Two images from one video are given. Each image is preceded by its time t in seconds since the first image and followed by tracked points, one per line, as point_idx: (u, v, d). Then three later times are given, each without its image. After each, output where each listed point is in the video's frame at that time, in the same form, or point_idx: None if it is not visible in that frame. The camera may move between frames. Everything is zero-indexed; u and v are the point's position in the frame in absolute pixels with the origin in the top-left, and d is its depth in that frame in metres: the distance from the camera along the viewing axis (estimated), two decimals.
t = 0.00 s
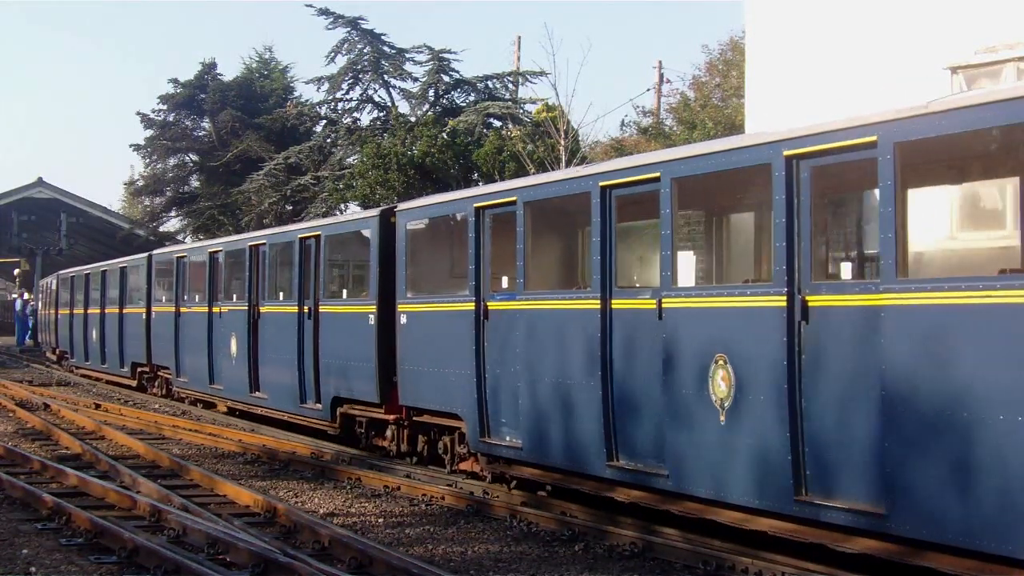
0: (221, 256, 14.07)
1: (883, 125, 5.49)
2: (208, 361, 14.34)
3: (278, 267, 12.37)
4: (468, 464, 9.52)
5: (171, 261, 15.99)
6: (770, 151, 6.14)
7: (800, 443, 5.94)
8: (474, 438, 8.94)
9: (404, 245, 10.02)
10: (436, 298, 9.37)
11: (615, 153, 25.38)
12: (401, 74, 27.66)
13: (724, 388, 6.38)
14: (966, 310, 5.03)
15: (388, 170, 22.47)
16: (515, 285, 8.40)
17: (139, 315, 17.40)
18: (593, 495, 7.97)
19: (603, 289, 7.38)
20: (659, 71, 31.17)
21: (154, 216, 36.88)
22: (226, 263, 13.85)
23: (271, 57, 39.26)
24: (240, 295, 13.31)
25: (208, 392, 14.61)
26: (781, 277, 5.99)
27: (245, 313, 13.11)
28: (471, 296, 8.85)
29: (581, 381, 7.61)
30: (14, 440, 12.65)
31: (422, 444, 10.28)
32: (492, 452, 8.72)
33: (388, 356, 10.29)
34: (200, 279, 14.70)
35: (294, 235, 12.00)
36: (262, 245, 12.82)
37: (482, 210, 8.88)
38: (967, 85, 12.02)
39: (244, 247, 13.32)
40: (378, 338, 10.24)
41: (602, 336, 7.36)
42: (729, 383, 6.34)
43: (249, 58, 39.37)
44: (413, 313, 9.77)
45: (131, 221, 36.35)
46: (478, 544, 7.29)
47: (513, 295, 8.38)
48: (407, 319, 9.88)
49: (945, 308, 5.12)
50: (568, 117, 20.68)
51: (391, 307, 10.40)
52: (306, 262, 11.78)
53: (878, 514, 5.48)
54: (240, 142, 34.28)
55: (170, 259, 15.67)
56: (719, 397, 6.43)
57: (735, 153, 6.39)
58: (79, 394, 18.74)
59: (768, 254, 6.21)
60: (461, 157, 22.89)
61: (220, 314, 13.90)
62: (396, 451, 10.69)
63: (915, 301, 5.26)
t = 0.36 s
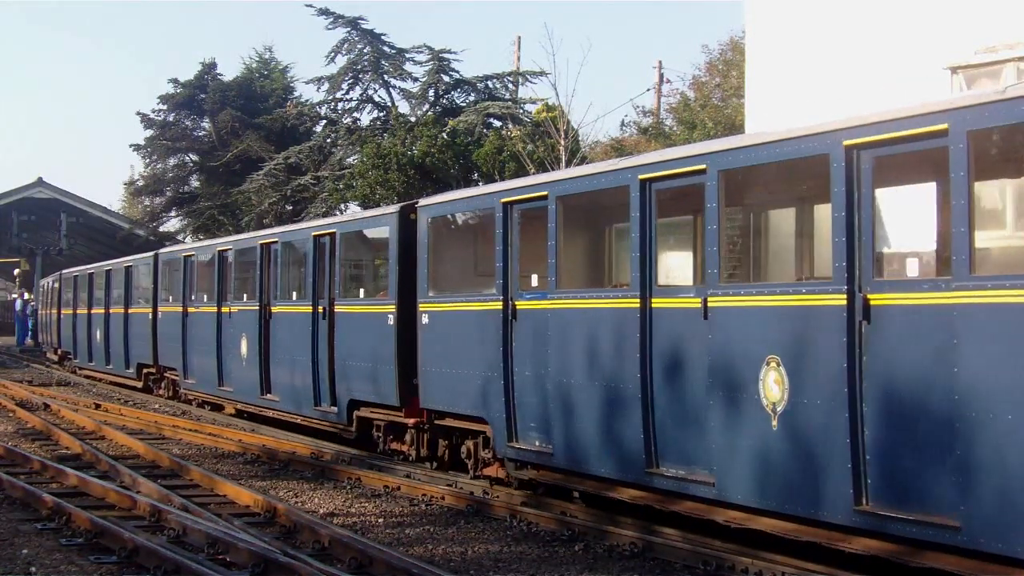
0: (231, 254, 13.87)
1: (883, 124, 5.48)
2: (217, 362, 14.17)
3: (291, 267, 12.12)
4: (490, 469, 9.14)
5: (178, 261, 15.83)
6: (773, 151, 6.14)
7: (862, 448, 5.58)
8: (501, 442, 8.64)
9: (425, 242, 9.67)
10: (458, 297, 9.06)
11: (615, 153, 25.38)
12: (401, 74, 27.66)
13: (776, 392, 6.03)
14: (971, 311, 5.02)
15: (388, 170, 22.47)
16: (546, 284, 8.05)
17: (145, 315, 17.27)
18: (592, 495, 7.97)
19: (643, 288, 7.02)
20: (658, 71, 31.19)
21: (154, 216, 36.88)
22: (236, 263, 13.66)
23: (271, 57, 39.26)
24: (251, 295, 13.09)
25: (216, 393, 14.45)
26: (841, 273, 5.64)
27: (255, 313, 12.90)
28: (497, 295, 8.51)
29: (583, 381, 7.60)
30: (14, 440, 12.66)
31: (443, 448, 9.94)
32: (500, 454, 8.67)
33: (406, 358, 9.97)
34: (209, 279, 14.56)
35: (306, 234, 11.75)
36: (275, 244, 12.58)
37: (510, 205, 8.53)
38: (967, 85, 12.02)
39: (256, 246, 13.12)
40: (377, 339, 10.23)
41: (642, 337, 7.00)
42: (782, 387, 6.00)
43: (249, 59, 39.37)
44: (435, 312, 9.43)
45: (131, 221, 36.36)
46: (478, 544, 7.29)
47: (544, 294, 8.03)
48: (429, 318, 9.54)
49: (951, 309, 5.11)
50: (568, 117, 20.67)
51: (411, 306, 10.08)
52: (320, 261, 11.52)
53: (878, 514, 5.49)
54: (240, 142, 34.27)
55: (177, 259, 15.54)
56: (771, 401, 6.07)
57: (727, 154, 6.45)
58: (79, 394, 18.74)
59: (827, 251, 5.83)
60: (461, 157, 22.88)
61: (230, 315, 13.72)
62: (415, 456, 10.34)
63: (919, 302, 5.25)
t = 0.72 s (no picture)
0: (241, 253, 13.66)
1: (883, 126, 5.49)
2: (227, 364, 13.92)
3: (305, 266, 11.83)
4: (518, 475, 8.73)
5: (187, 260, 15.61)
6: (771, 151, 6.14)
7: (928, 453, 5.26)
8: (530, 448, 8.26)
9: (449, 239, 9.31)
10: (483, 296, 8.71)
11: (615, 153, 25.37)
12: (401, 74, 27.65)
13: (835, 396, 5.68)
14: (972, 309, 5.03)
15: (388, 170, 22.48)
16: (580, 282, 7.70)
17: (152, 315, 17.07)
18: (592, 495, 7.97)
19: (687, 286, 6.68)
20: (658, 71, 31.20)
21: (154, 216, 36.84)
22: (248, 262, 13.41)
23: (271, 57, 39.26)
24: (263, 295, 12.81)
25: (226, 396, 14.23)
26: (907, 271, 5.30)
27: (267, 313, 12.62)
28: (527, 294, 8.16)
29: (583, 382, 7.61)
30: (14, 440, 12.65)
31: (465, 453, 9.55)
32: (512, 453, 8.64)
33: (428, 359, 9.63)
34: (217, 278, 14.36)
35: (322, 231, 11.46)
36: (288, 241, 12.28)
37: (540, 200, 8.16)
38: (967, 85, 12.02)
39: (267, 244, 12.86)
40: (377, 338, 10.24)
41: (684, 338, 6.63)
42: (841, 391, 5.64)
43: (249, 59, 39.37)
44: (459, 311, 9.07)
45: (131, 221, 36.37)
46: (478, 544, 7.29)
47: (578, 293, 7.68)
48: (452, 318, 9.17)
49: (955, 308, 5.10)
50: (568, 117, 20.67)
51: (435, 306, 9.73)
52: (336, 259, 11.23)
53: (880, 514, 5.49)
54: (240, 142, 34.27)
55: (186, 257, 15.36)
56: (829, 406, 5.72)
57: (720, 156, 6.47)
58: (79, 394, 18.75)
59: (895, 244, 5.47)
60: (461, 157, 22.88)
61: (240, 315, 13.48)
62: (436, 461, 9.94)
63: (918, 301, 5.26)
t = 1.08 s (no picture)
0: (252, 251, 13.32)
1: (883, 125, 5.50)
2: (236, 366, 13.60)
3: (319, 264, 11.50)
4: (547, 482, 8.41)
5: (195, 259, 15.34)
6: (770, 151, 6.14)
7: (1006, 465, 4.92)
8: (561, 454, 7.90)
9: (474, 236, 8.97)
10: (513, 295, 8.35)
11: (615, 153, 25.37)
12: (401, 74, 27.66)
13: (901, 401, 5.33)
14: (973, 310, 5.00)
15: (388, 170, 22.49)
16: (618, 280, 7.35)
17: (159, 315, 16.77)
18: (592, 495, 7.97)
19: (737, 284, 6.33)
20: (658, 71, 31.23)
21: (154, 216, 36.81)
22: (258, 262, 13.09)
23: (271, 57, 39.27)
24: (274, 294, 12.48)
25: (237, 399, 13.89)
26: (984, 268, 4.97)
27: (279, 313, 12.32)
28: (560, 293, 7.80)
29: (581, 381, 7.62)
30: (14, 440, 12.65)
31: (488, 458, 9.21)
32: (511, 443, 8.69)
33: (452, 360, 9.30)
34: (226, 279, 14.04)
35: (337, 228, 11.13)
36: (302, 239, 11.94)
37: (573, 194, 7.81)
38: (967, 85, 12.03)
39: (279, 242, 12.55)
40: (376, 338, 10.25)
41: (734, 338, 6.29)
42: (909, 396, 5.28)
43: (249, 59, 39.38)
44: (485, 311, 8.72)
45: (131, 221, 36.36)
46: (478, 544, 7.29)
47: (615, 292, 7.31)
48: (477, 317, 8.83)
49: (954, 306, 5.08)
50: (568, 117, 20.66)
51: (458, 305, 9.41)
52: (352, 257, 10.91)
53: (880, 514, 5.49)
54: (240, 142, 34.28)
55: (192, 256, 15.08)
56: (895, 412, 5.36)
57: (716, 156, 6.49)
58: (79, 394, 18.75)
59: (942, 241, 5.28)
60: (461, 157, 22.87)
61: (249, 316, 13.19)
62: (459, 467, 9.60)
63: (916, 300, 5.26)
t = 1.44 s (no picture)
0: (264, 250, 13.04)
1: (884, 125, 5.48)
2: (247, 367, 13.33)
3: (335, 262, 11.20)
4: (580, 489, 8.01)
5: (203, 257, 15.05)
6: (770, 151, 6.14)
7: None
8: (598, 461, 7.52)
9: (501, 233, 8.64)
10: (545, 294, 8.02)
11: (615, 153, 25.39)
12: (401, 74, 27.65)
13: (978, 408, 4.98)
14: (973, 310, 5.01)
15: (388, 170, 22.49)
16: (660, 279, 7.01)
17: (165, 315, 16.53)
18: (592, 495, 7.97)
19: (792, 282, 5.99)
20: (657, 72, 31.26)
21: (154, 216, 36.79)
22: (269, 261, 12.80)
23: (271, 57, 39.27)
24: (288, 294, 12.20)
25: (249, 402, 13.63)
26: None
27: (292, 314, 12.02)
28: (596, 292, 7.44)
29: (581, 380, 7.60)
30: (14, 440, 12.65)
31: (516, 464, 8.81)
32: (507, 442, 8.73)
33: (479, 361, 8.96)
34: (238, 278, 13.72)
35: (354, 225, 10.82)
36: (316, 237, 11.63)
37: (609, 188, 7.46)
38: (967, 85, 12.03)
39: (292, 240, 12.27)
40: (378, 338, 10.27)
41: (790, 339, 5.95)
42: (987, 402, 4.93)
43: (249, 59, 39.38)
44: (514, 311, 8.38)
45: (131, 221, 36.35)
46: (478, 544, 7.29)
47: (658, 292, 6.97)
48: (506, 317, 8.49)
49: (957, 307, 5.08)
50: (568, 117, 20.67)
51: (485, 305, 9.09)
52: (370, 255, 10.60)
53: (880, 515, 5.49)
54: (240, 142, 34.28)
55: (201, 255, 14.82)
56: (971, 419, 5.01)
57: (719, 156, 6.49)
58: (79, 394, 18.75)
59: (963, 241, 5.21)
60: (461, 157, 22.85)
61: (258, 317, 13.05)
62: (484, 473, 9.20)
63: (916, 300, 5.27)
